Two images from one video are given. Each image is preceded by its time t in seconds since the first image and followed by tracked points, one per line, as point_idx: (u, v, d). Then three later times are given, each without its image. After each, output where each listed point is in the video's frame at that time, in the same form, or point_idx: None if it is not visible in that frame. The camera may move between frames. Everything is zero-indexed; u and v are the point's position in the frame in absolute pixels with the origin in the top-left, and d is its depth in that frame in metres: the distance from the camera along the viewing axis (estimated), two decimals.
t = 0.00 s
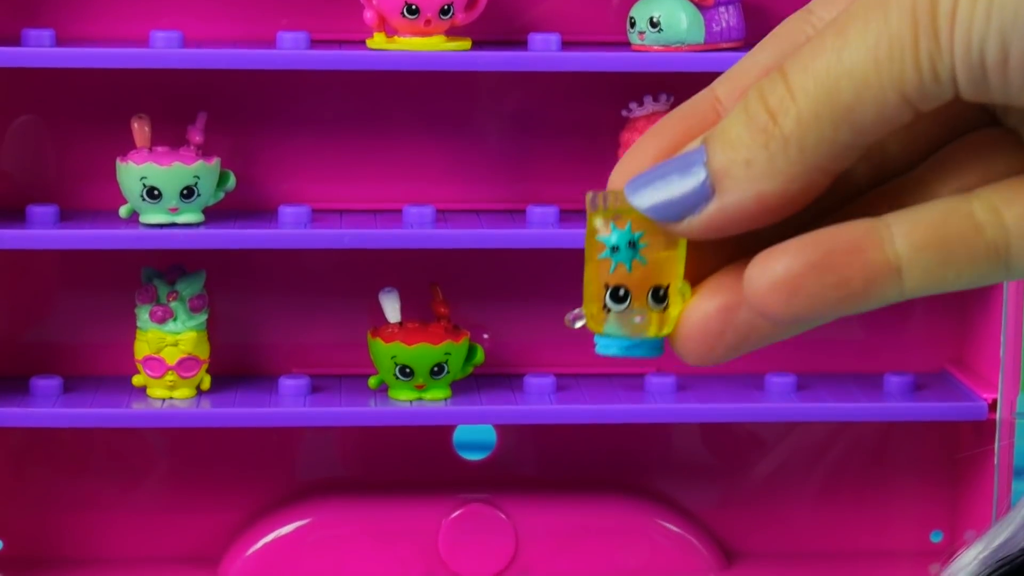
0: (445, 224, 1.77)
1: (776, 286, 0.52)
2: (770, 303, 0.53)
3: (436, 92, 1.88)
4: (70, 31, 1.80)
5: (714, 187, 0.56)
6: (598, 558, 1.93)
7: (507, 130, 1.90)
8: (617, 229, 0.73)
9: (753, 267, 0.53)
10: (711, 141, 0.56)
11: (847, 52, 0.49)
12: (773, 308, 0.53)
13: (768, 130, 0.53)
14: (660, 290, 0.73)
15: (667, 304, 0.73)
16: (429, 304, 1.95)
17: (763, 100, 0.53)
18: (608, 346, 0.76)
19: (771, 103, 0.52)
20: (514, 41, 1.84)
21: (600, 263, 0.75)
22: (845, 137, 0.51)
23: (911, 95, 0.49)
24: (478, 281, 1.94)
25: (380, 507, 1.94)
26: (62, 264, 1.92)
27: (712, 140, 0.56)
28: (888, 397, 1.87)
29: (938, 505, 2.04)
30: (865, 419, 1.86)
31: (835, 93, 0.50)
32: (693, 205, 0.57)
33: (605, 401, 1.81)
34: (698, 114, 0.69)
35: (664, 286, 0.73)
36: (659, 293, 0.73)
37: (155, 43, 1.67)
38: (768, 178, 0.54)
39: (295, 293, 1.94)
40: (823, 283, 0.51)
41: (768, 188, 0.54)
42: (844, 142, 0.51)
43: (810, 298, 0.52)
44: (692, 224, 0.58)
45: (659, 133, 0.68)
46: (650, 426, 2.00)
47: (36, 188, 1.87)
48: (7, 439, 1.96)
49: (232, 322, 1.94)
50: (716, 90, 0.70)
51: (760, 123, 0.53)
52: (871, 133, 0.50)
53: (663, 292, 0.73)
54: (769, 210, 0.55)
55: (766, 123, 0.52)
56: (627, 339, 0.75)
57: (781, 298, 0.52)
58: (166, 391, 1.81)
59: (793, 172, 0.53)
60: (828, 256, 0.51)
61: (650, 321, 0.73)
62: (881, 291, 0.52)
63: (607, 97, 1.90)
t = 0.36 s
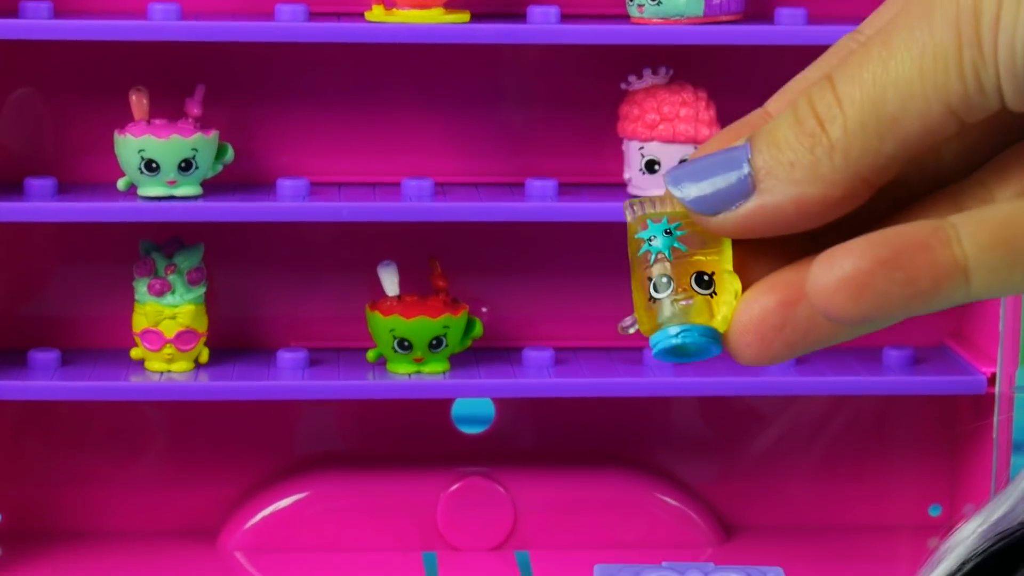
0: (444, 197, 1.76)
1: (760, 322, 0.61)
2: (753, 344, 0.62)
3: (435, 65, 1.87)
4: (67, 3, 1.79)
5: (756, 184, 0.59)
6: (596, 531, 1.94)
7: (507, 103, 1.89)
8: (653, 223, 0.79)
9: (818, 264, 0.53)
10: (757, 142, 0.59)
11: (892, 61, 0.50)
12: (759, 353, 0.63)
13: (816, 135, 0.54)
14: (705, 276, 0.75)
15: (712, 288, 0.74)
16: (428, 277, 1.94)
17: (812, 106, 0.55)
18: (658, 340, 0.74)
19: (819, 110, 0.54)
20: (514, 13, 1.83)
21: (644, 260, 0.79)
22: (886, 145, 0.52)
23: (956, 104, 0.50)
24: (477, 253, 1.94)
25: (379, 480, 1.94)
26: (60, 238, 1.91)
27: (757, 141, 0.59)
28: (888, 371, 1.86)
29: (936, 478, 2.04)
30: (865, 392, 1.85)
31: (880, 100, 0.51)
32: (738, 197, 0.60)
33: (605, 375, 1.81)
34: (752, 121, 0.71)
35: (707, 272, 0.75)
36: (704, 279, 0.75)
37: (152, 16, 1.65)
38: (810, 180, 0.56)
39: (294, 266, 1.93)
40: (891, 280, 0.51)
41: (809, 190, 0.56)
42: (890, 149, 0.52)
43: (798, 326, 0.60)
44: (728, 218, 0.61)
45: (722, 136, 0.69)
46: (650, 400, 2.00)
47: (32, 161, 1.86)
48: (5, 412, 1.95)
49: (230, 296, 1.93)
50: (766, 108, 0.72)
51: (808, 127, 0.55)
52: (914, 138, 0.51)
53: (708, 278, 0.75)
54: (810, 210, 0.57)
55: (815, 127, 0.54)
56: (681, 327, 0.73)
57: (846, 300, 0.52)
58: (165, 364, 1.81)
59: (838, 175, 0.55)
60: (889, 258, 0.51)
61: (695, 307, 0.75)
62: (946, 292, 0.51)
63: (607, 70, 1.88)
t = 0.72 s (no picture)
0: (442, 173, 1.75)
1: (774, 334, 0.64)
2: (768, 347, 0.65)
3: (433, 40, 1.85)
4: None
5: (778, 191, 0.57)
6: (596, 508, 1.94)
7: (505, 78, 1.87)
8: (669, 234, 0.75)
9: (831, 271, 0.52)
10: (775, 147, 0.57)
11: (904, 58, 0.49)
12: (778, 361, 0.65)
13: (837, 138, 0.53)
14: (723, 290, 0.72)
15: (731, 302, 0.71)
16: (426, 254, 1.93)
17: (830, 109, 0.53)
18: (678, 357, 0.72)
19: (837, 112, 0.52)
20: None
21: (659, 274, 0.75)
22: (908, 144, 0.50)
23: (973, 94, 0.48)
24: (475, 230, 1.93)
25: (377, 457, 1.94)
26: (57, 214, 1.90)
27: (776, 147, 0.57)
28: (885, 347, 1.86)
29: (934, 455, 2.04)
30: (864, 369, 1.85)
31: (896, 96, 0.49)
32: (760, 208, 0.59)
33: (603, 352, 1.80)
34: (756, 126, 0.73)
35: (727, 285, 0.72)
36: (722, 293, 0.72)
37: None
38: (833, 186, 0.54)
39: (291, 243, 1.92)
40: (905, 283, 0.49)
41: (834, 194, 0.54)
42: (910, 149, 0.50)
43: (814, 330, 0.62)
44: (753, 226, 0.60)
45: (722, 144, 0.73)
46: (647, 377, 1.99)
47: (29, 138, 1.85)
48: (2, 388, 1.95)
49: (228, 272, 1.93)
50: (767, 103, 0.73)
51: (828, 131, 0.53)
52: (932, 137, 0.50)
53: (727, 292, 0.72)
54: (835, 217, 0.56)
55: (835, 131, 0.53)
56: (700, 345, 0.71)
57: (861, 305, 0.51)
58: (162, 341, 1.80)
59: (861, 178, 0.53)
60: (904, 262, 0.49)
61: (714, 324, 0.71)
62: (961, 290, 0.50)
63: (606, 46, 1.87)
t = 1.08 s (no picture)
0: (440, 154, 1.74)
1: (777, 355, 0.71)
2: (768, 372, 0.72)
3: (432, 20, 1.84)
4: None
5: (790, 213, 0.60)
6: (594, 489, 1.94)
7: (503, 59, 1.87)
8: (684, 272, 0.79)
9: (829, 291, 0.58)
10: (779, 171, 0.61)
11: (905, 60, 0.52)
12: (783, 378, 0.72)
13: (842, 151, 0.56)
14: (731, 331, 0.78)
15: (739, 346, 0.78)
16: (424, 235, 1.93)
17: (831, 124, 0.57)
18: (682, 394, 0.81)
19: (840, 125, 0.56)
20: None
21: (668, 308, 0.80)
22: (915, 148, 0.54)
23: (977, 89, 0.52)
24: (473, 211, 1.92)
25: (375, 438, 1.93)
26: (55, 196, 1.90)
27: (780, 169, 0.61)
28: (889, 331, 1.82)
29: (932, 437, 2.04)
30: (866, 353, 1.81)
31: (899, 104, 0.53)
32: (772, 232, 0.61)
33: (600, 333, 1.80)
34: (752, 151, 0.75)
35: (735, 327, 0.78)
36: (732, 335, 0.78)
37: None
38: (841, 202, 0.58)
39: (288, 224, 1.92)
40: (904, 300, 0.56)
41: (846, 210, 0.58)
42: (914, 154, 0.54)
43: (816, 352, 0.69)
44: (771, 253, 0.62)
45: (726, 172, 0.75)
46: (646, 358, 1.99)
47: (25, 118, 1.84)
48: None
49: (226, 254, 1.92)
50: (762, 120, 0.76)
51: (832, 145, 0.57)
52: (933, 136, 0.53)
53: (735, 334, 0.78)
54: (844, 234, 0.59)
55: (840, 144, 0.56)
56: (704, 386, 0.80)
57: (864, 321, 0.57)
58: (160, 322, 1.80)
59: (869, 190, 0.57)
60: (908, 277, 0.56)
61: (722, 364, 0.79)
62: (960, 300, 0.56)
63: (606, 27, 1.86)
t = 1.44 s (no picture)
0: (437, 135, 1.73)
1: (801, 347, 0.70)
2: (795, 364, 0.70)
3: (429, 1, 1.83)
4: None
5: (801, 198, 0.59)
6: (591, 471, 1.94)
7: (502, 41, 1.86)
8: (701, 264, 0.78)
9: (857, 294, 0.56)
10: (789, 155, 0.60)
11: (913, 40, 0.51)
12: (804, 371, 0.70)
13: (849, 133, 0.55)
14: (753, 321, 0.77)
15: (761, 335, 0.77)
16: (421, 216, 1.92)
17: (839, 106, 0.56)
18: (708, 388, 0.78)
19: (847, 107, 0.55)
20: None
21: (687, 302, 0.79)
22: (925, 129, 0.53)
23: (986, 69, 0.50)
24: (471, 193, 1.92)
25: (372, 420, 1.93)
26: (51, 177, 1.89)
27: (790, 153, 0.60)
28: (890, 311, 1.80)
29: (930, 419, 2.04)
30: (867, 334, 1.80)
31: (908, 85, 0.52)
32: (782, 218, 0.60)
33: (597, 315, 1.79)
34: (767, 136, 0.75)
35: (756, 317, 0.77)
36: (754, 324, 0.77)
37: None
38: (851, 185, 0.56)
39: (285, 205, 1.91)
40: (932, 299, 0.54)
41: (855, 193, 0.56)
42: (924, 135, 0.53)
43: (840, 345, 0.68)
44: (783, 239, 0.61)
45: (744, 162, 0.75)
46: (643, 341, 1.99)
47: (21, 99, 1.83)
48: None
49: (223, 236, 1.92)
50: (776, 111, 0.76)
51: (839, 127, 0.56)
52: (943, 115, 0.52)
53: (756, 324, 0.77)
54: (856, 218, 0.58)
55: (848, 127, 0.55)
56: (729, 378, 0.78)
57: (891, 323, 0.55)
58: (157, 304, 1.79)
59: (878, 171, 0.55)
60: (935, 272, 0.54)
61: (747, 355, 0.77)
62: (988, 298, 0.54)
63: (605, 8, 1.85)
